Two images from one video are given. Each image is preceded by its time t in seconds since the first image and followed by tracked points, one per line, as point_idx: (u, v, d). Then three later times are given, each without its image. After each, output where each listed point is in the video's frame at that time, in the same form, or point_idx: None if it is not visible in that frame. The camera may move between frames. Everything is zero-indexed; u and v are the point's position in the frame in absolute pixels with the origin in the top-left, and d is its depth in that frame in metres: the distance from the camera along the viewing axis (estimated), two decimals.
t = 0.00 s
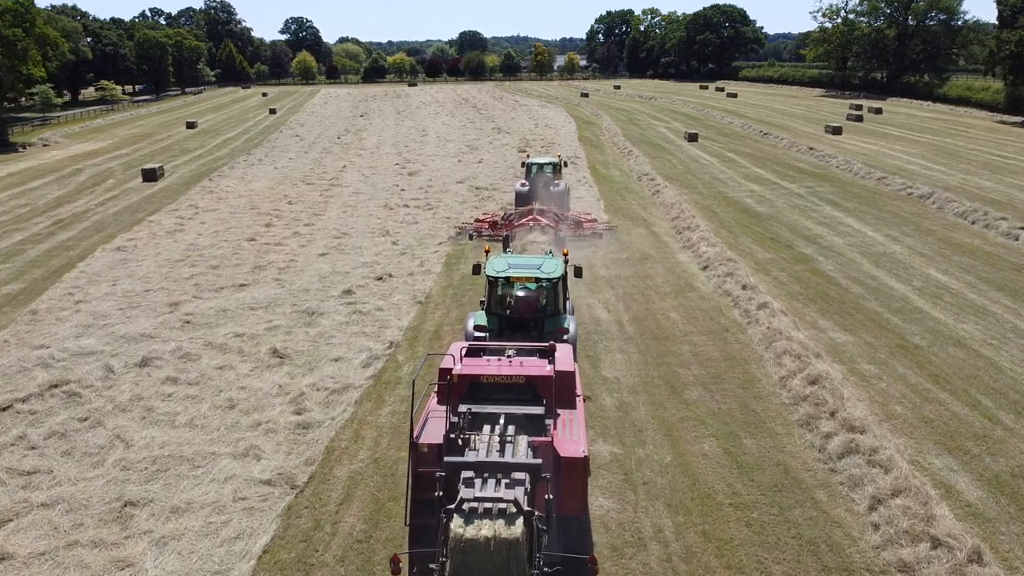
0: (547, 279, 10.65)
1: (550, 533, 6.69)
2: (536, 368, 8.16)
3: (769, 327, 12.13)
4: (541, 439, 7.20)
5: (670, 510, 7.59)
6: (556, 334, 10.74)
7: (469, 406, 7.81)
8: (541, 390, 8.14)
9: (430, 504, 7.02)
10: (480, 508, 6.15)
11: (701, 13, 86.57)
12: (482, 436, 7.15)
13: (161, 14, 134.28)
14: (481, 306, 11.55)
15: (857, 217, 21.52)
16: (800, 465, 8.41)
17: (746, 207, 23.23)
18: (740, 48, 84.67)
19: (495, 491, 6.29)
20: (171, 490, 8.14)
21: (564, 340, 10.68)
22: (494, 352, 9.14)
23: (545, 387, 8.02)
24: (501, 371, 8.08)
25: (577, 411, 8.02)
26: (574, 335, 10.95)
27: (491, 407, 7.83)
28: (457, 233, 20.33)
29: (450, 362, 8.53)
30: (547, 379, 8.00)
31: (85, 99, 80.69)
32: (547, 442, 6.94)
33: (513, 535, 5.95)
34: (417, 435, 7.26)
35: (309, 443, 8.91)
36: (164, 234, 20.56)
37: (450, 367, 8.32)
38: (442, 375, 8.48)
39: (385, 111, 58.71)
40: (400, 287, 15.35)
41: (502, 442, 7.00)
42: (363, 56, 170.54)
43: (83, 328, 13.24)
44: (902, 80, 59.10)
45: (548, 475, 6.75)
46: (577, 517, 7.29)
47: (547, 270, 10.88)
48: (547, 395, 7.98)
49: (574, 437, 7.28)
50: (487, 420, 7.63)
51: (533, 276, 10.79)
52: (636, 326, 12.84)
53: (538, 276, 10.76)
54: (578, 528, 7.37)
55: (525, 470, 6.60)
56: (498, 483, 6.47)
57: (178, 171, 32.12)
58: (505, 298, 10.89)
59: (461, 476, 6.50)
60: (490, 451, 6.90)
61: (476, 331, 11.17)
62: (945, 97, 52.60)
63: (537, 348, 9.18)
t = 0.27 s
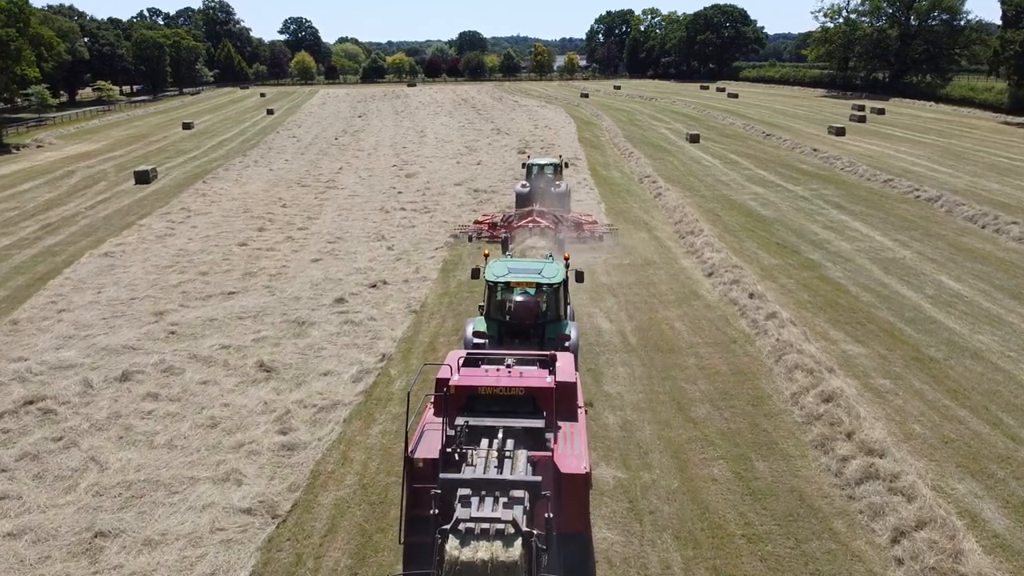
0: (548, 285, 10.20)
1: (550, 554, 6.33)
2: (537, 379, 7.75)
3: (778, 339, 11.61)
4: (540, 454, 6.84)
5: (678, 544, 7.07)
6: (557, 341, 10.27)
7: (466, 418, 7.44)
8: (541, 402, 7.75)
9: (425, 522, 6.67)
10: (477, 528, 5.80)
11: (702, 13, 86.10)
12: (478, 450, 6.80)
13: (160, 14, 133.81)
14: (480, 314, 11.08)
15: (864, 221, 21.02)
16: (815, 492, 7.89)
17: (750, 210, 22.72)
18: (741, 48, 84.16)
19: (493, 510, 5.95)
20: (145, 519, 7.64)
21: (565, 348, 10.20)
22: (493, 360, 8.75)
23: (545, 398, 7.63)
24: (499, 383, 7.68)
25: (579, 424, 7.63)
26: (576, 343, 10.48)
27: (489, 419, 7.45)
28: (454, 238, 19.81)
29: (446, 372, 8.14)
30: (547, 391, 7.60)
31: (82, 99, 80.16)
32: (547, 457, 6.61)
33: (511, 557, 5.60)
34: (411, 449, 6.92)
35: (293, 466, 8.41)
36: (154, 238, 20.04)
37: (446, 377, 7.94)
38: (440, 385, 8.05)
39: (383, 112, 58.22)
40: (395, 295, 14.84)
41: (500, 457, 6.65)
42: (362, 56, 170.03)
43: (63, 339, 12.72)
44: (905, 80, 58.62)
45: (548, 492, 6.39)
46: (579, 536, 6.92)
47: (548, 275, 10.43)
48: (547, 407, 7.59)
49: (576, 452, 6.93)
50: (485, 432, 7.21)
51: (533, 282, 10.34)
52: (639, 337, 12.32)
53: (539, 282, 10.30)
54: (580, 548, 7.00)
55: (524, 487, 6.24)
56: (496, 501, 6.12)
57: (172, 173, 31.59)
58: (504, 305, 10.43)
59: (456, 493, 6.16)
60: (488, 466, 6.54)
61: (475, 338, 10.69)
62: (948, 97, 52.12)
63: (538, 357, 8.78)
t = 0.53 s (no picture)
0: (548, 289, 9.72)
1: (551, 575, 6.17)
2: (536, 391, 7.36)
3: (789, 352, 11.09)
4: (541, 472, 6.62)
5: None
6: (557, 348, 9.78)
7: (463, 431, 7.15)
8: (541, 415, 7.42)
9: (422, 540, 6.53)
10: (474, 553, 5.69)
11: (703, 13, 85.55)
12: (477, 468, 6.62)
13: (158, 14, 133.26)
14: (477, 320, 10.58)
15: (872, 225, 20.49)
16: (834, 523, 7.35)
17: (755, 214, 22.19)
18: (741, 48, 83.55)
19: (491, 534, 5.82)
20: (116, 553, 7.11)
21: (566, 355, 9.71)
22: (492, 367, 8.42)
23: (546, 411, 7.25)
24: (496, 396, 7.24)
25: (580, 438, 7.33)
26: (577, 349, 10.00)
27: (487, 432, 7.15)
28: (451, 243, 19.29)
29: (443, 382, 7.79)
30: (548, 404, 7.22)
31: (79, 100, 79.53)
32: (547, 475, 6.46)
33: None
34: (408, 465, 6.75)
35: (276, 494, 7.90)
36: (143, 243, 19.51)
37: (443, 388, 7.61)
38: (435, 398, 7.73)
39: (382, 112, 57.69)
40: (389, 303, 14.31)
41: (499, 475, 6.46)
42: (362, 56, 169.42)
43: (42, 351, 12.19)
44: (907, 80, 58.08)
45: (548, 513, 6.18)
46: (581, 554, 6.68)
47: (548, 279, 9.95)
48: (548, 420, 7.26)
49: (577, 468, 6.70)
50: (483, 448, 6.99)
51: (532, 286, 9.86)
52: (643, 349, 11.79)
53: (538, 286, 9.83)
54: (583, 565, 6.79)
55: (523, 509, 6.08)
56: (494, 524, 5.98)
57: (165, 175, 31.04)
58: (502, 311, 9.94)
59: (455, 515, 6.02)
60: (486, 485, 6.35)
61: (472, 346, 10.19)
62: (951, 97, 51.58)
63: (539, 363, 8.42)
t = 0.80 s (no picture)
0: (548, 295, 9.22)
1: None
2: (537, 404, 6.84)
3: (801, 367, 10.57)
4: (542, 492, 6.11)
5: None
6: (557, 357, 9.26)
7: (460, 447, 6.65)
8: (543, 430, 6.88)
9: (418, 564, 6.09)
10: None
11: (704, 13, 85.07)
12: (474, 487, 6.10)
13: (157, 14, 132.76)
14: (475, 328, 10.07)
15: (880, 229, 19.97)
16: (854, 558, 6.84)
17: (759, 218, 21.68)
18: (742, 48, 83.03)
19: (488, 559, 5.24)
20: None
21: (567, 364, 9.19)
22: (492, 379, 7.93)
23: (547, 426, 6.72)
24: (496, 410, 6.71)
25: (584, 455, 6.80)
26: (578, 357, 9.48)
27: (485, 448, 6.64)
28: (449, 248, 18.77)
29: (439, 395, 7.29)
30: (549, 418, 6.70)
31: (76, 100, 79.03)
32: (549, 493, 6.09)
33: None
34: (403, 484, 6.39)
35: (257, 525, 7.40)
36: (132, 248, 19.00)
37: (440, 401, 7.11)
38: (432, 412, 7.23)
39: (381, 113, 57.20)
40: (383, 312, 13.80)
41: (498, 495, 5.96)
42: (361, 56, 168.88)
43: (21, 364, 11.68)
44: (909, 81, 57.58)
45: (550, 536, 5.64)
46: None
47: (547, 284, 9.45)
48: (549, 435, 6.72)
49: (580, 487, 6.33)
50: (482, 466, 6.46)
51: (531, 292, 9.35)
52: (647, 363, 11.27)
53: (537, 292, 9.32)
54: None
55: (524, 531, 5.53)
56: (492, 547, 5.43)
57: (159, 177, 30.52)
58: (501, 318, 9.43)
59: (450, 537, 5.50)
60: (484, 505, 5.83)
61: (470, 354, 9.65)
62: (954, 98, 51.07)
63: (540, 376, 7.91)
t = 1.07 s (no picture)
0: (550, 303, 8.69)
1: None
2: (539, 419, 6.32)
3: (815, 384, 10.03)
4: (544, 516, 5.60)
5: None
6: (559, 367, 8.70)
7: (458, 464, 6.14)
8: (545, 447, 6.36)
9: None
10: None
11: (704, 13, 84.60)
12: (472, 509, 5.59)
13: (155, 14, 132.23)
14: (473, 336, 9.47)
15: (889, 233, 19.45)
16: None
17: (764, 221, 21.17)
18: (743, 48, 82.52)
19: None
20: None
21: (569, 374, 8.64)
22: (493, 391, 7.43)
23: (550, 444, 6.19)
24: (495, 427, 6.16)
25: (589, 476, 6.28)
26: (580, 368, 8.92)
27: (484, 466, 6.13)
28: (446, 253, 18.25)
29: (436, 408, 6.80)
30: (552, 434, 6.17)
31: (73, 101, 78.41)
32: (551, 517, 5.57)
33: None
34: (396, 506, 5.83)
35: (235, 561, 6.87)
36: (121, 253, 18.46)
37: (436, 414, 6.61)
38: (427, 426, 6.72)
39: (379, 113, 56.70)
40: (377, 322, 13.27)
41: (497, 519, 5.45)
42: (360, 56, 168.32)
43: None
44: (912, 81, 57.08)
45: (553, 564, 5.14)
46: None
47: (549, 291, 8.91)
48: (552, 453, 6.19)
49: (584, 511, 5.79)
50: (481, 486, 5.92)
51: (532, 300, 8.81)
52: (652, 378, 10.74)
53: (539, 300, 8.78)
54: None
55: (525, 559, 5.02)
56: None
57: (153, 180, 30.00)
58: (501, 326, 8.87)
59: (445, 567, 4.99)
60: (482, 531, 5.31)
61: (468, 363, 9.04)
62: (958, 98, 50.56)
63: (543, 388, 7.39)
